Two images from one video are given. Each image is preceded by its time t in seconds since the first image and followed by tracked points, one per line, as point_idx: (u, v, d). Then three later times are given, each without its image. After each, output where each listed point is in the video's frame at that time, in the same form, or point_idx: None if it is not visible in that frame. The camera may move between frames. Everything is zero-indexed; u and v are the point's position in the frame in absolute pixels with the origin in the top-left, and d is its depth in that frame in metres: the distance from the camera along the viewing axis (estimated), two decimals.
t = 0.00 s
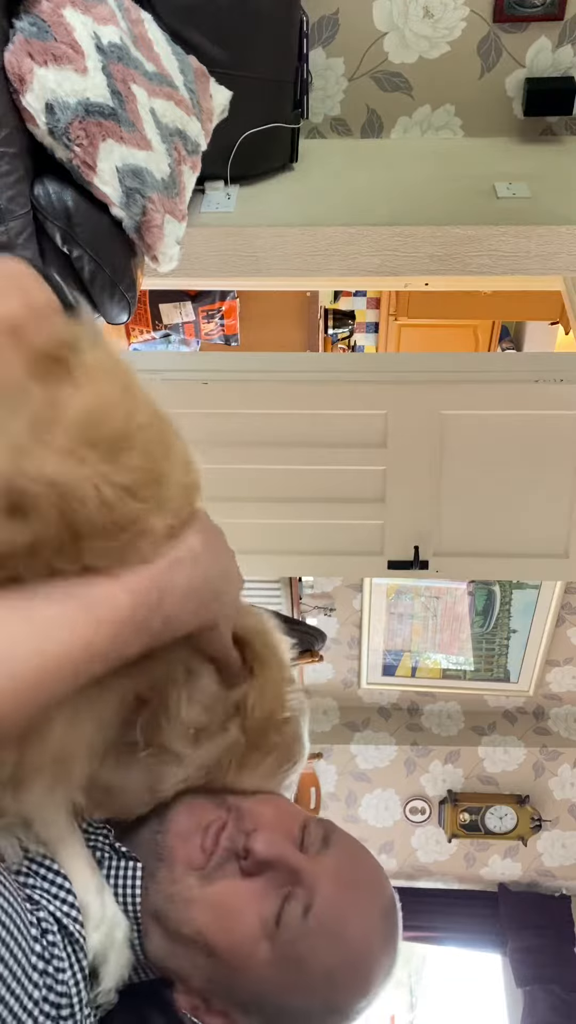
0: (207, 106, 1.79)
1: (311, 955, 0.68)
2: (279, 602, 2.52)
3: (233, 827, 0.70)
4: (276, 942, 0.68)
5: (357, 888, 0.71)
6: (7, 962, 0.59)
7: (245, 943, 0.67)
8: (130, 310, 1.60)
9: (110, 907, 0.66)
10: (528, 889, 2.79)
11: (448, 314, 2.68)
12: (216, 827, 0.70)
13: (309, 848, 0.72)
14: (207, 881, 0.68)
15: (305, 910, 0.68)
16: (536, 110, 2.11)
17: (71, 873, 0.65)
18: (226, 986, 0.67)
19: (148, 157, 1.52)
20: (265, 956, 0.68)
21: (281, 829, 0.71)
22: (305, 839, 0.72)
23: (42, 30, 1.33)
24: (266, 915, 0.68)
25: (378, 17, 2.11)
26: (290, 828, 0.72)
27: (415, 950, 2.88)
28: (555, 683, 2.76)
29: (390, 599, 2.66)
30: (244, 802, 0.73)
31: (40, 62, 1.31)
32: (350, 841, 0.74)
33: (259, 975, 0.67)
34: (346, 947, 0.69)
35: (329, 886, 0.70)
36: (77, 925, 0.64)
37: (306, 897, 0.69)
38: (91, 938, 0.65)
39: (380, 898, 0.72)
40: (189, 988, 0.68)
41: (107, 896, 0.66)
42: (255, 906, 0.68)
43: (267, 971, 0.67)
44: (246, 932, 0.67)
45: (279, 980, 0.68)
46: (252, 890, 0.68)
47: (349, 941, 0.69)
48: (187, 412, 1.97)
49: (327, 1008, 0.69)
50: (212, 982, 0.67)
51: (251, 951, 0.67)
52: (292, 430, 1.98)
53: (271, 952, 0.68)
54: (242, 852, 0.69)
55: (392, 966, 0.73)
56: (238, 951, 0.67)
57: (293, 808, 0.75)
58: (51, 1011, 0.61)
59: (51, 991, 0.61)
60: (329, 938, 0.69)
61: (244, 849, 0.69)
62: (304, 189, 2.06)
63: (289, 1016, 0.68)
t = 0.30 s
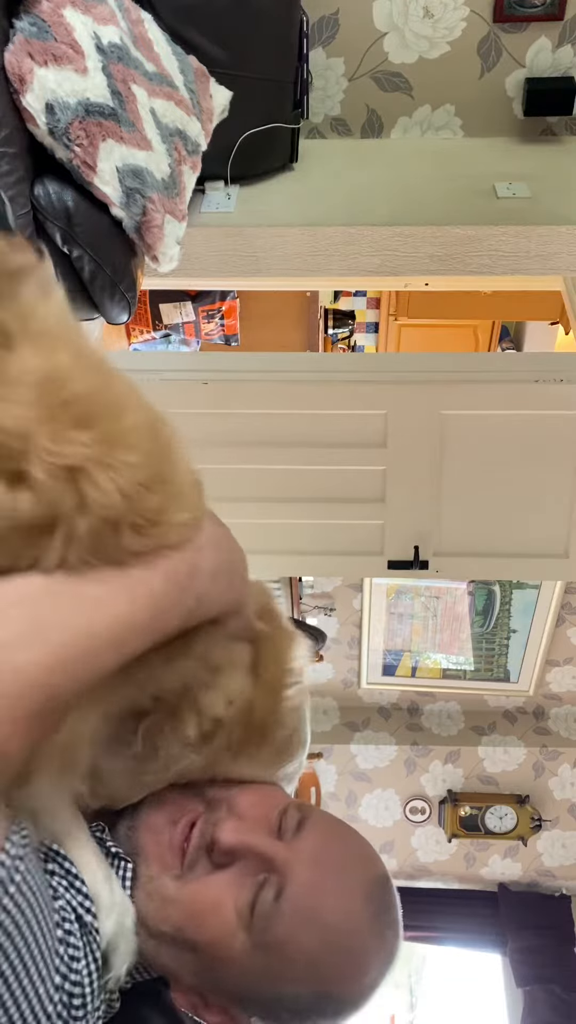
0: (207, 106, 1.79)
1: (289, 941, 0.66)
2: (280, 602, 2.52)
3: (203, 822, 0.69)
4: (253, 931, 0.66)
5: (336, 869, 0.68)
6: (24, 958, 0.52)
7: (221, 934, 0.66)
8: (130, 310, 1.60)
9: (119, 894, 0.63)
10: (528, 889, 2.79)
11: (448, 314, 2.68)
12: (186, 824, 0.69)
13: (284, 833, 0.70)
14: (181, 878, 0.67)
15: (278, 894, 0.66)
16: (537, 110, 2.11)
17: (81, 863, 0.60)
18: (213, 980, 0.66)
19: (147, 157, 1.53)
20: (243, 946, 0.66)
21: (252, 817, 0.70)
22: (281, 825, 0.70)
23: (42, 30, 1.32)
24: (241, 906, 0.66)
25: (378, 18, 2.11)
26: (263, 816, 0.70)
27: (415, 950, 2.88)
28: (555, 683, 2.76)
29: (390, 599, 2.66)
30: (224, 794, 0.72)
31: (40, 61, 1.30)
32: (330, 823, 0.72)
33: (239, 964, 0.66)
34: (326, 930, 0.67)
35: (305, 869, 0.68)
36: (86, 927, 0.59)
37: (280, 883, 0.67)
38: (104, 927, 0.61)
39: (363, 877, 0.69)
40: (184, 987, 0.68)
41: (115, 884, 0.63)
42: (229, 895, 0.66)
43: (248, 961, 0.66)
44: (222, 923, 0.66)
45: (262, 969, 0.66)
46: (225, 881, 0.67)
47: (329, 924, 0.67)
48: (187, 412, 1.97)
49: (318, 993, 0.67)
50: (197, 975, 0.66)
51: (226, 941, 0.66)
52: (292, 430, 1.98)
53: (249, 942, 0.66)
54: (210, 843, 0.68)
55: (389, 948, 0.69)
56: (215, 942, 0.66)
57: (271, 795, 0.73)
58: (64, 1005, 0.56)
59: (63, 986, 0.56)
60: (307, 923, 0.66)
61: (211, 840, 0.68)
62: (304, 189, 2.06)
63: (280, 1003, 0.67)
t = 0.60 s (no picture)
0: (207, 106, 1.79)
1: (273, 953, 0.65)
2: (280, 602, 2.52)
3: (191, 833, 0.67)
4: (237, 943, 0.65)
5: (320, 878, 0.66)
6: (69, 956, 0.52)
7: (207, 947, 0.65)
8: (130, 310, 1.60)
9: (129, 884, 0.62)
10: (529, 889, 2.79)
11: (449, 314, 2.68)
12: (176, 835, 0.67)
13: (268, 842, 0.67)
14: (170, 892, 0.66)
15: (259, 906, 0.65)
16: (537, 110, 2.11)
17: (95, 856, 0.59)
18: (203, 990, 0.67)
19: (147, 157, 1.53)
20: (229, 958, 0.65)
21: (238, 827, 0.68)
22: (267, 833, 0.68)
23: (42, 30, 1.33)
24: (225, 917, 0.65)
25: (378, 17, 2.11)
26: (248, 825, 0.68)
27: (414, 950, 2.87)
28: (555, 683, 2.76)
29: (390, 599, 2.66)
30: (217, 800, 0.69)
31: (40, 61, 1.31)
32: (317, 828, 0.68)
33: (227, 975, 0.65)
34: (309, 941, 0.65)
35: (287, 880, 0.65)
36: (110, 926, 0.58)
37: (262, 895, 0.65)
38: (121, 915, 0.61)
39: (350, 885, 0.66)
40: (179, 995, 0.68)
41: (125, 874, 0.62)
42: (215, 907, 0.65)
43: (234, 972, 0.65)
44: (208, 936, 0.65)
45: (247, 980, 0.65)
46: (210, 894, 0.66)
47: (313, 934, 0.65)
48: (186, 412, 1.97)
49: (306, 1001, 0.65)
50: (189, 984, 0.67)
51: (212, 953, 0.65)
52: (292, 430, 1.98)
53: (234, 955, 0.65)
54: (193, 856, 0.66)
55: (380, 954, 0.66)
56: (202, 955, 0.65)
57: (262, 799, 0.71)
58: (91, 1000, 0.57)
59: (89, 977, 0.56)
60: (289, 934, 0.64)
61: (194, 852, 0.67)
62: (304, 189, 2.05)
63: (270, 1010, 0.66)
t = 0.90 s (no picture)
0: (207, 106, 1.79)
1: (275, 941, 0.66)
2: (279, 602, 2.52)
3: (190, 825, 0.66)
4: (238, 933, 0.66)
5: (321, 868, 0.68)
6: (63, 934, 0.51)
7: (208, 938, 0.65)
8: (130, 310, 1.60)
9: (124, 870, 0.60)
10: (529, 889, 2.79)
11: (449, 314, 2.68)
12: (175, 827, 0.66)
13: (267, 832, 0.68)
14: (171, 884, 0.65)
15: (260, 895, 0.66)
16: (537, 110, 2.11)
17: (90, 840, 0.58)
18: (205, 981, 0.67)
19: (147, 157, 1.53)
20: (230, 947, 0.66)
21: (236, 817, 0.68)
22: (266, 822, 0.68)
23: (42, 30, 1.33)
24: (226, 906, 0.66)
25: (378, 18, 2.11)
26: (246, 816, 0.68)
27: (414, 950, 2.87)
28: (555, 683, 2.76)
29: (390, 599, 2.66)
30: (214, 791, 0.69)
31: (40, 61, 1.31)
32: (314, 817, 0.70)
33: (228, 964, 0.66)
34: (311, 929, 0.67)
35: (289, 871, 0.67)
36: (106, 917, 0.58)
37: (263, 885, 0.66)
38: (119, 902, 0.59)
39: (350, 873, 0.68)
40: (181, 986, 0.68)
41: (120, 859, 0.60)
42: (216, 897, 0.65)
43: (235, 962, 0.66)
44: (209, 927, 0.65)
45: (248, 969, 0.66)
46: (211, 885, 0.66)
47: (314, 922, 0.67)
48: (186, 412, 1.97)
49: (307, 988, 0.67)
50: (190, 974, 0.67)
51: (214, 944, 0.65)
52: (292, 430, 1.98)
53: (236, 944, 0.66)
54: (193, 848, 0.66)
55: (378, 939, 0.69)
56: (203, 945, 0.65)
57: (260, 790, 0.71)
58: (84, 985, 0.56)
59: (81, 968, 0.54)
60: (292, 923, 0.66)
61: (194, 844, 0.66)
62: (304, 189, 2.05)
63: (271, 996, 0.68)
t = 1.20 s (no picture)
0: (207, 106, 1.79)
1: (280, 913, 0.65)
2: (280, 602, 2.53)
3: (187, 807, 0.67)
4: (242, 905, 0.65)
5: (320, 837, 0.67)
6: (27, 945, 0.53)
7: (212, 914, 0.64)
8: (130, 310, 1.60)
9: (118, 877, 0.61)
10: (529, 889, 2.79)
11: (448, 314, 2.68)
12: (174, 811, 0.67)
13: (264, 809, 0.68)
14: (171, 866, 0.65)
15: (261, 866, 0.65)
16: (536, 110, 2.11)
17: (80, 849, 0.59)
18: (211, 963, 0.66)
19: (147, 157, 1.52)
20: (235, 921, 0.65)
21: (234, 798, 0.69)
22: (262, 801, 0.69)
23: (42, 30, 1.33)
24: (228, 880, 0.65)
25: (378, 18, 2.11)
26: (243, 796, 0.69)
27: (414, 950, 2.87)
28: (555, 683, 2.76)
29: (391, 599, 2.66)
30: (212, 777, 0.70)
31: (40, 61, 1.31)
32: (308, 792, 0.70)
33: (234, 939, 0.65)
34: (313, 899, 0.65)
35: (286, 840, 0.66)
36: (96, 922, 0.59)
37: (263, 855, 0.66)
38: (112, 908, 0.60)
39: (348, 840, 0.68)
40: (185, 973, 0.67)
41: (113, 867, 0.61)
42: (216, 872, 0.65)
43: (240, 937, 0.65)
44: (212, 902, 0.64)
45: (254, 943, 0.65)
46: (213, 860, 0.65)
47: (315, 890, 0.66)
48: (186, 411, 1.97)
49: (314, 961, 0.66)
50: (196, 957, 0.66)
51: (218, 919, 0.65)
52: (292, 430, 1.98)
53: (240, 917, 0.65)
54: (192, 825, 0.67)
55: (381, 909, 0.68)
56: (208, 923, 0.65)
57: (255, 776, 0.72)
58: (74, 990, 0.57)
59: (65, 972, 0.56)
60: (293, 891, 0.65)
61: (193, 823, 0.67)
62: (304, 189, 2.05)
63: (280, 974, 0.66)
